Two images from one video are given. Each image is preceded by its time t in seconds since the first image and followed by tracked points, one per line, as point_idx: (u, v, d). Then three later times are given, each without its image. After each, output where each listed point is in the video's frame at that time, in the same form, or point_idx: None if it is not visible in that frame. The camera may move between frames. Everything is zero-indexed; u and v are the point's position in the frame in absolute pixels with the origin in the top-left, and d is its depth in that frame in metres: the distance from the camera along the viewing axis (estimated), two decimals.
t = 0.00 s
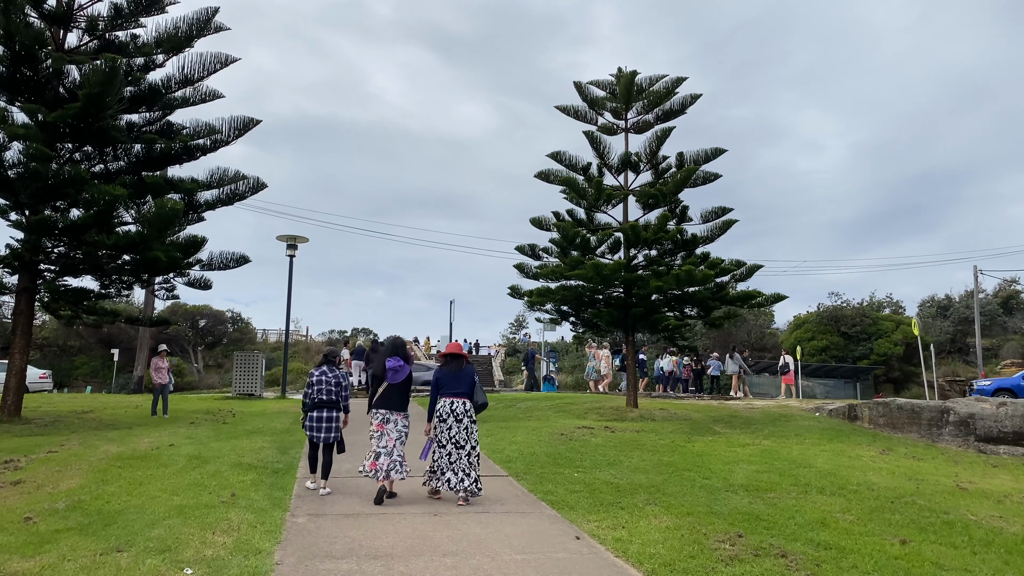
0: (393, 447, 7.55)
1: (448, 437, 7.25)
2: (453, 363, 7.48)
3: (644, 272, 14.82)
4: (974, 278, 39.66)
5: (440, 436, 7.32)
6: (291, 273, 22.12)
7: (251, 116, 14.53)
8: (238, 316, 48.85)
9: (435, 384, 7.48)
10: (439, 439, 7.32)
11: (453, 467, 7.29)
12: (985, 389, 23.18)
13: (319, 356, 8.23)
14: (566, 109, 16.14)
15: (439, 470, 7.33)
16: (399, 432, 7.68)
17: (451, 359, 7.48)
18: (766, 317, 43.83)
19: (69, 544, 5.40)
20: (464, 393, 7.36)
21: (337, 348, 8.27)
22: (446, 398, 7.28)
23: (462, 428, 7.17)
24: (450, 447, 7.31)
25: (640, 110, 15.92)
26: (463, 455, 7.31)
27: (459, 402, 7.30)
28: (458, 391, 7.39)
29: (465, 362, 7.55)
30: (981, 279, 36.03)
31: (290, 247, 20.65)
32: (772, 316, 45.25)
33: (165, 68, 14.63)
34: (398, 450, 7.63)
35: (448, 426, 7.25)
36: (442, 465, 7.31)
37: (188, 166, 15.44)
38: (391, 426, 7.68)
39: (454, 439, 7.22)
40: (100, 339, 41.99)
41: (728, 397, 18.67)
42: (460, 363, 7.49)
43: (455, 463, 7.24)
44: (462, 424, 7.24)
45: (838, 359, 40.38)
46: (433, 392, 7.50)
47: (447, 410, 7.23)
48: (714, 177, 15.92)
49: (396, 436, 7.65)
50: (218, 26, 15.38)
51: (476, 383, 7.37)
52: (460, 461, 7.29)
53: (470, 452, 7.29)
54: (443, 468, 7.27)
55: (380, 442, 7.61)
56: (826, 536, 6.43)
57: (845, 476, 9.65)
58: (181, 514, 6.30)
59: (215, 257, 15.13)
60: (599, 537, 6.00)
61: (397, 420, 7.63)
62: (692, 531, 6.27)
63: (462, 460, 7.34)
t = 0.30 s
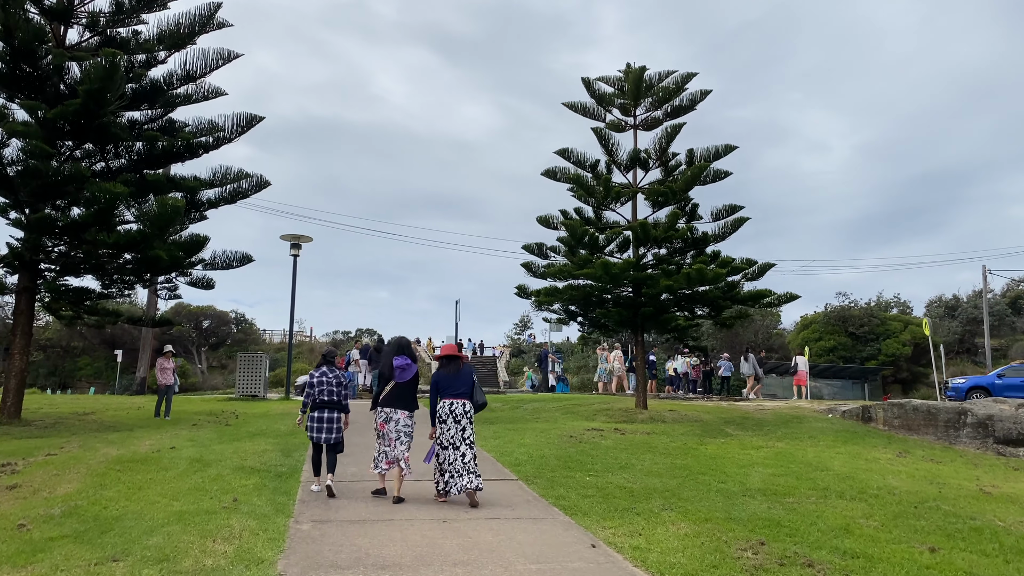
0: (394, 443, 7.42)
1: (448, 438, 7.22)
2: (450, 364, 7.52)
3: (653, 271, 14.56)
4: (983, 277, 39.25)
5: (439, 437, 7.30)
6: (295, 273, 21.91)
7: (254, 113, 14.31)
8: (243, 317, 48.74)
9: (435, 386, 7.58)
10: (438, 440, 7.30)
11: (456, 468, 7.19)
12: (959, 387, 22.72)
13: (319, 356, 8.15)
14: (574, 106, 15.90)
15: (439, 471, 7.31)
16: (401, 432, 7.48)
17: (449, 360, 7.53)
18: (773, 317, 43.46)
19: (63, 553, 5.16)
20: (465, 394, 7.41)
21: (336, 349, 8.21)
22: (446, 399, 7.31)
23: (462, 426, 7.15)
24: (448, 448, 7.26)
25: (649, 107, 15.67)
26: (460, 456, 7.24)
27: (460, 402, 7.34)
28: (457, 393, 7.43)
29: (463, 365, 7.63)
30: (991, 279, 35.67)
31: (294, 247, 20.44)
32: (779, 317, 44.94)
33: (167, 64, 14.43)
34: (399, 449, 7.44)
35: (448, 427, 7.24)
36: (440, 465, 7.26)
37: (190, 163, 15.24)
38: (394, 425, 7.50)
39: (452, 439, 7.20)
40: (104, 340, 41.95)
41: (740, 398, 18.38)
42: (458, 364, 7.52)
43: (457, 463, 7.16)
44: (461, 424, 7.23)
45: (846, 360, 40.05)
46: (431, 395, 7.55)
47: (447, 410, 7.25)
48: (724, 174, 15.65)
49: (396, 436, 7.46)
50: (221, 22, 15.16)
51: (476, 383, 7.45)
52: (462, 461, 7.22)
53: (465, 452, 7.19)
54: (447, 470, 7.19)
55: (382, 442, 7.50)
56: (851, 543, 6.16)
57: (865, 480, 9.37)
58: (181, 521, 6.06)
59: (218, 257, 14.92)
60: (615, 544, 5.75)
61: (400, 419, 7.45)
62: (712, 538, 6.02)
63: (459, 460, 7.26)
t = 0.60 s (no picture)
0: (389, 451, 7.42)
1: (451, 438, 7.22)
2: (453, 365, 7.43)
3: (662, 271, 14.30)
4: (992, 278, 38.89)
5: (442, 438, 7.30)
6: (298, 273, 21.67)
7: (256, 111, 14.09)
8: (246, 318, 48.56)
9: (436, 388, 7.46)
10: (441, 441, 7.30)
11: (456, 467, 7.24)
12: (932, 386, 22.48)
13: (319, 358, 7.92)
14: (581, 103, 15.65)
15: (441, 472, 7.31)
16: (397, 436, 7.47)
17: (451, 360, 7.45)
18: (779, 318, 43.15)
19: (54, 565, 4.93)
20: (468, 394, 7.34)
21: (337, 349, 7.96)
22: (449, 400, 7.27)
23: (465, 429, 7.14)
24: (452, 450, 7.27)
25: (657, 104, 15.40)
26: (464, 456, 7.28)
27: (463, 403, 7.28)
28: (460, 393, 7.37)
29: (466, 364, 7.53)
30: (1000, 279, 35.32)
31: (298, 247, 20.21)
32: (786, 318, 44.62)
33: (168, 61, 14.22)
34: (395, 455, 7.43)
35: (451, 428, 7.23)
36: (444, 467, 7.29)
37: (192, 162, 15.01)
38: (391, 430, 7.49)
39: (456, 440, 7.20)
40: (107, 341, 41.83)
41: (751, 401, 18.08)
42: (460, 364, 7.44)
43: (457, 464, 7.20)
44: (465, 425, 7.23)
45: (853, 361, 39.72)
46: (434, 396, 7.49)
47: (450, 412, 7.23)
48: (734, 173, 15.39)
49: (392, 440, 7.46)
50: (222, 18, 14.93)
51: (479, 383, 7.37)
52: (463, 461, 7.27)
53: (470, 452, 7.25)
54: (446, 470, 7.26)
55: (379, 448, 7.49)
56: (878, 554, 5.89)
57: (884, 485, 9.09)
58: (179, 530, 5.83)
59: (220, 257, 14.70)
60: (632, 556, 5.50)
61: (396, 423, 7.42)
62: (733, 549, 5.76)
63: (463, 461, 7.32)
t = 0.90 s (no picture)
0: (383, 448, 7.41)
1: (459, 442, 7.14)
2: (465, 366, 7.45)
3: (670, 270, 14.04)
4: (999, 277, 38.54)
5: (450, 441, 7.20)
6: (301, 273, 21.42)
7: (257, 107, 13.85)
8: (248, 318, 48.37)
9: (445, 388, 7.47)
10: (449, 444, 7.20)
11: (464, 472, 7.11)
12: (905, 386, 22.27)
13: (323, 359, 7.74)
14: (586, 99, 15.40)
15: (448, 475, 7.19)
16: (395, 434, 7.49)
17: (461, 361, 7.46)
18: (784, 318, 42.82)
19: None
20: (476, 396, 7.30)
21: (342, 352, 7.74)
22: (457, 402, 7.23)
23: (474, 432, 7.05)
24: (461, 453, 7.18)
25: (664, 100, 15.15)
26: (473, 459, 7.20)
27: (471, 405, 7.22)
28: (469, 395, 7.32)
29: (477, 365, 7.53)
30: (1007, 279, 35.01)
31: (300, 246, 19.98)
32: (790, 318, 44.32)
33: (167, 57, 14.01)
34: (391, 453, 7.44)
35: (460, 431, 7.14)
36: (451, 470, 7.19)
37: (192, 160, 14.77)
38: (389, 428, 7.49)
39: (465, 443, 7.11)
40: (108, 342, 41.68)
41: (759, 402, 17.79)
42: (472, 365, 7.45)
43: (468, 468, 7.07)
44: (474, 428, 7.14)
45: (858, 361, 39.37)
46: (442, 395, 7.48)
47: (459, 414, 7.15)
48: (743, 170, 15.12)
49: (389, 438, 7.48)
50: (222, 14, 14.70)
51: (488, 386, 7.34)
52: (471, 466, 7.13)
53: (480, 456, 7.16)
54: (454, 474, 7.11)
55: (371, 445, 7.49)
56: (904, 563, 5.62)
57: (902, 488, 8.80)
58: (172, 538, 5.57)
59: (220, 255, 14.47)
60: (648, 565, 5.25)
61: (396, 421, 7.42)
62: (753, 558, 5.49)
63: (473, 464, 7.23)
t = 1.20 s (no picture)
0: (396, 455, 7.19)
1: (461, 442, 7.07)
2: (465, 370, 7.24)
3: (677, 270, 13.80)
4: (1005, 277, 38.22)
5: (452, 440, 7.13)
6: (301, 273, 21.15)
7: (256, 104, 13.60)
8: (249, 319, 48.15)
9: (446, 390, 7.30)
10: (451, 445, 7.11)
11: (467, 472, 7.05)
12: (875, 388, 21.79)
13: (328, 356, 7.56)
14: (592, 96, 15.13)
15: (450, 474, 7.13)
16: (402, 439, 7.28)
17: (462, 364, 7.29)
18: (789, 318, 42.53)
19: None
20: (478, 397, 7.17)
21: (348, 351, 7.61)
22: (459, 403, 7.11)
23: (477, 432, 6.94)
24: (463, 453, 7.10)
25: (671, 96, 14.88)
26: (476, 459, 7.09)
27: (473, 406, 7.10)
28: (471, 397, 7.20)
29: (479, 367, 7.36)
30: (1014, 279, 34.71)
31: (300, 245, 19.72)
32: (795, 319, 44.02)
33: (165, 53, 13.76)
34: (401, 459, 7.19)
35: (462, 431, 7.04)
36: (452, 469, 7.14)
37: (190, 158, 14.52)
38: (394, 434, 7.27)
39: (468, 443, 7.03)
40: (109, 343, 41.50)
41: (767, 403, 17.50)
42: (473, 369, 7.25)
43: (469, 469, 7.02)
44: (477, 429, 7.04)
45: (864, 362, 39.00)
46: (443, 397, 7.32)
47: (461, 415, 7.04)
48: (751, 168, 14.84)
49: (398, 444, 7.25)
50: (222, 9, 14.45)
51: (489, 388, 7.22)
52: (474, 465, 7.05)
53: (484, 456, 7.07)
54: (457, 474, 7.08)
55: (381, 452, 7.19)
56: None
57: (921, 494, 8.52)
58: (163, 550, 5.30)
59: (220, 254, 14.21)
60: None
61: (400, 427, 7.21)
62: (775, 570, 5.23)
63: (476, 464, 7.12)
